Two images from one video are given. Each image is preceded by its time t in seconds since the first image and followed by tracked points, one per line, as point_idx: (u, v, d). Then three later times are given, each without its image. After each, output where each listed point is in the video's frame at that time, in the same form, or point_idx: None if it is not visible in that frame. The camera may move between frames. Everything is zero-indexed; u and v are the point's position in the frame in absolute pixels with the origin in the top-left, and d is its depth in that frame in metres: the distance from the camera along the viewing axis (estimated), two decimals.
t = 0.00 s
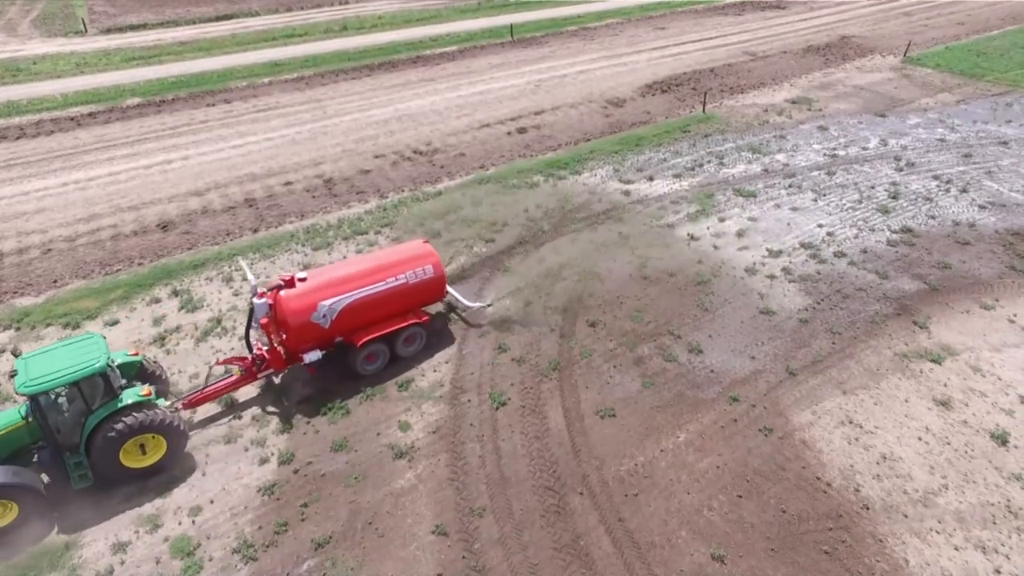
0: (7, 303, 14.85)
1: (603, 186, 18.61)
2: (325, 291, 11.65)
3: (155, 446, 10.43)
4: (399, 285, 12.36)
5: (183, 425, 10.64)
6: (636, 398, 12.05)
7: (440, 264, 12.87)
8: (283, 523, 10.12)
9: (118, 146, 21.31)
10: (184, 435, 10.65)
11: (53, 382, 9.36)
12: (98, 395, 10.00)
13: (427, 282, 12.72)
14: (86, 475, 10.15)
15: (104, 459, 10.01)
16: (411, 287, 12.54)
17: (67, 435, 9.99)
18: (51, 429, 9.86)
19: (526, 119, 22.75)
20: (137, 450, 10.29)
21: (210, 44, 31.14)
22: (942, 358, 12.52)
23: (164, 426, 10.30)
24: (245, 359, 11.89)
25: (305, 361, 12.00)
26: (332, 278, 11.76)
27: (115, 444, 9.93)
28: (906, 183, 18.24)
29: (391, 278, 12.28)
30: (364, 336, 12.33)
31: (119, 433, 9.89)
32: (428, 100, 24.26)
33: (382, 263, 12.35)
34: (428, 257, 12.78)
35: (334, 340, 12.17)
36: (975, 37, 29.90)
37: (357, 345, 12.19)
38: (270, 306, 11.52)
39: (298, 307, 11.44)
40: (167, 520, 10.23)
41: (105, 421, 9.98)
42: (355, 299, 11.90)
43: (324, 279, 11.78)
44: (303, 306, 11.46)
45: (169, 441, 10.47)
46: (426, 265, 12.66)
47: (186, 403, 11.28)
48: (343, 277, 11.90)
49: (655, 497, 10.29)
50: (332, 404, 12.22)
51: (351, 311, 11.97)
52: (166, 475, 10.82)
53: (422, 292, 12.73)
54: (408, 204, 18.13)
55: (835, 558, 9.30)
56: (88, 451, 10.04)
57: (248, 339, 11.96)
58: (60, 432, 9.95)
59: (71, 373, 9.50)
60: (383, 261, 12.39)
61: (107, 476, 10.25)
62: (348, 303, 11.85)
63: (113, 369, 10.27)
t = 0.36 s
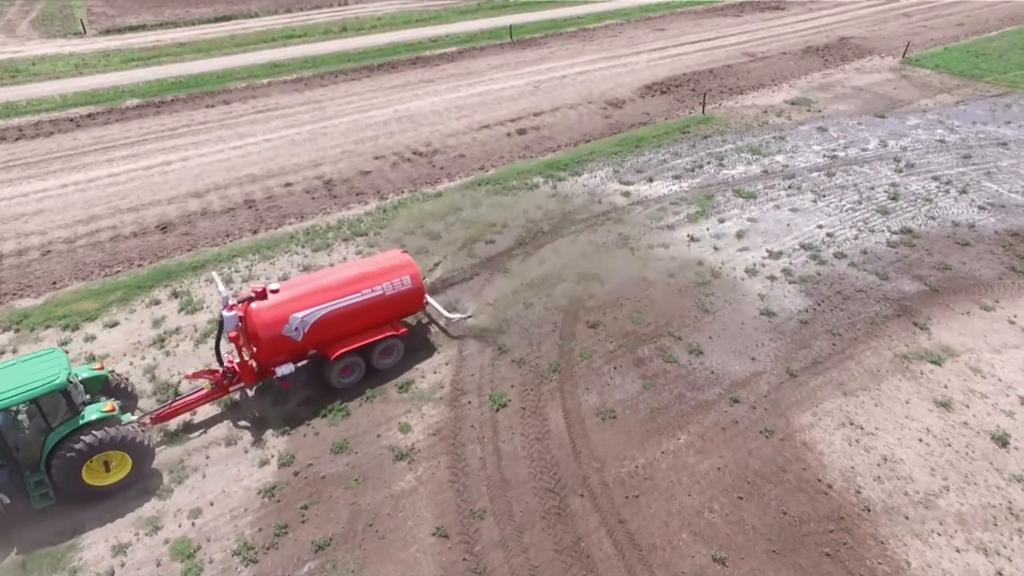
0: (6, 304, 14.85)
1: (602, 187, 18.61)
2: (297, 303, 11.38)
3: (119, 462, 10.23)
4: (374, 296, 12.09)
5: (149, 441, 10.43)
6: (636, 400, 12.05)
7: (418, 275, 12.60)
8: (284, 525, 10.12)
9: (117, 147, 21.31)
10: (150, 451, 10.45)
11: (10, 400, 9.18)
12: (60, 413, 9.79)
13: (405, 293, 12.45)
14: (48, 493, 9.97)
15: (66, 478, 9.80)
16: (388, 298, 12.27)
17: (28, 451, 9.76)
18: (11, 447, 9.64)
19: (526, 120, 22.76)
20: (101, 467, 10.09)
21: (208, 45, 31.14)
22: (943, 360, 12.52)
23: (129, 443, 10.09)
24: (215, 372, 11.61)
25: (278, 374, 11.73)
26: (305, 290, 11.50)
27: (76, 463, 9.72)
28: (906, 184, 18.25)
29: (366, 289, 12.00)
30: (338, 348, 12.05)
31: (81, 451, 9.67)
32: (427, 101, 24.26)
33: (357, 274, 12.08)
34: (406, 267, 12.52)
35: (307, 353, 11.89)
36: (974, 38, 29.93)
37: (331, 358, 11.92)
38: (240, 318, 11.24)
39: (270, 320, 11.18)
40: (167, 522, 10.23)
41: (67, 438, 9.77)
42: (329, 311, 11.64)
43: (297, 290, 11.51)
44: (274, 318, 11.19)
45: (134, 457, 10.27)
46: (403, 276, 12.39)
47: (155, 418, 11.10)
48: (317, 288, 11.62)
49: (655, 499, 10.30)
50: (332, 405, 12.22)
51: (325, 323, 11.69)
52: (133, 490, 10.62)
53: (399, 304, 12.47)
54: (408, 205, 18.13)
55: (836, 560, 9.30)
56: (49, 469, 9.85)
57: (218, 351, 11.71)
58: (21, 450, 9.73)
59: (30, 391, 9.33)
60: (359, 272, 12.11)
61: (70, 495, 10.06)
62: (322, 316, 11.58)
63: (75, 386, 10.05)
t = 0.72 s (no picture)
0: (25, 299, 15.04)
1: (616, 189, 18.55)
2: (282, 313, 11.24)
3: (99, 472, 10.07)
4: (362, 306, 11.91)
5: (128, 451, 10.27)
6: (648, 404, 12.01)
7: (408, 284, 12.40)
8: (295, 522, 10.18)
9: (134, 145, 21.50)
10: (130, 461, 10.27)
11: None
12: (37, 421, 9.67)
13: (393, 303, 12.26)
14: (25, 503, 9.81)
15: (43, 487, 9.64)
16: (376, 307, 12.09)
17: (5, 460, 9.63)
18: None
19: (539, 121, 22.73)
20: (80, 476, 9.94)
21: (225, 44, 31.36)
22: (961, 368, 12.38)
23: (108, 452, 9.94)
24: (200, 381, 11.44)
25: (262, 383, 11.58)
26: (290, 299, 11.37)
27: (53, 472, 9.56)
28: (924, 189, 18.06)
29: (354, 298, 11.83)
30: (324, 358, 11.90)
31: (58, 459, 9.53)
32: (441, 101, 24.29)
33: (345, 283, 11.92)
34: (396, 276, 12.32)
35: (293, 362, 11.75)
36: (994, 41, 29.55)
37: (317, 367, 11.75)
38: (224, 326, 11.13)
39: (253, 329, 11.05)
40: (180, 517, 10.32)
41: (44, 447, 9.63)
42: (314, 320, 11.48)
43: (282, 299, 11.38)
44: (258, 327, 11.06)
45: (113, 467, 10.10)
46: (392, 285, 12.20)
47: (137, 425, 10.90)
48: (303, 298, 11.48)
49: (667, 503, 10.25)
50: (344, 404, 12.26)
51: (310, 333, 11.53)
52: (115, 500, 10.48)
53: (388, 313, 12.28)
54: (421, 205, 18.16)
55: (849, 570, 9.23)
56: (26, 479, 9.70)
57: (202, 359, 11.56)
58: None
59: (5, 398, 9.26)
60: (347, 281, 11.95)
61: (48, 504, 9.88)
62: (307, 325, 11.43)
63: (54, 394, 9.96)
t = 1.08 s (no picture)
0: (53, 290, 15.32)
1: (638, 191, 18.43)
2: (274, 319, 11.05)
3: (86, 476, 9.98)
4: (356, 313, 11.68)
5: (116, 455, 10.18)
6: (668, 409, 11.92)
7: (404, 292, 12.14)
8: (312, 517, 10.25)
9: (162, 140, 21.80)
10: (118, 465, 10.18)
11: None
12: (24, 424, 9.55)
13: (389, 310, 12.01)
14: (11, 506, 9.71)
15: (29, 492, 9.54)
16: (370, 315, 11.86)
17: None
18: None
19: (562, 122, 22.67)
20: (66, 481, 9.84)
21: (252, 42, 31.68)
22: (990, 381, 12.13)
23: (95, 457, 9.86)
24: (190, 386, 11.34)
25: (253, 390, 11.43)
26: (283, 305, 11.16)
27: (39, 477, 9.46)
28: (954, 197, 17.72)
29: (348, 305, 11.60)
30: (316, 365, 11.71)
31: (44, 464, 9.44)
32: (464, 101, 24.32)
33: (339, 289, 11.70)
34: (392, 284, 12.07)
35: (285, 369, 11.57)
36: None
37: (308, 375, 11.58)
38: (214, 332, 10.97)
39: (243, 335, 10.86)
40: (199, 508, 10.44)
41: (30, 451, 9.53)
42: (307, 327, 11.27)
43: (274, 305, 11.18)
44: (249, 333, 10.88)
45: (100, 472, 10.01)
46: (388, 293, 11.95)
47: (126, 429, 10.84)
48: (296, 304, 11.27)
49: (685, 510, 10.16)
50: (363, 402, 12.31)
51: (302, 340, 11.33)
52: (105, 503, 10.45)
53: (383, 321, 12.04)
54: (442, 204, 18.20)
55: None
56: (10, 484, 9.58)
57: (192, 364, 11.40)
58: None
59: None
60: (342, 288, 11.73)
61: (34, 508, 9.79)
62: (299, 332, 11.22)
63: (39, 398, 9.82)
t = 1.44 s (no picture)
0: (82, 281, 15.59)
1: (662, 194, 18.27)
2: (266, 325, 10.96)
3: (74, 479, 9.99)
4: (350, 320, 11.56)
5: (105, 458, 10.18)
6: (689, 415, 11.79)
7: (400, 299, 12.00)
8: (330, 513, 10.31)
9: (190, 136, 22.08)
10: (106, 468, 10.18)
11: None
12: (11, 427, 9.59)
13: (384, 318, 11.88)
14: None
15: (16, 494, 9.57)
16: (365, 323, 11.73)
17: None
18: None
19: (586, 123, 22.56)
20: (54, 484, 9.86)
21: (280, 39, 31.98)
22: None
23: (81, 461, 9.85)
24: (181, 390, 11.23)
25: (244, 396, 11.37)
26: (275, 311, 11.09)
27: (26, 479, 9.50)
28: (988, 206, 17.33)
29: (342, 312, 11.49)
30: (309, 372, 11.61)
31: (30, 467, 9.46)
32: (488, 101, 24.31)
33: (334, 296, 11.59)
34: (388, 291, 11.93)
35: (277, 375, 11.49)
36: None
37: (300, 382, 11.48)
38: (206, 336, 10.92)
39: (234, 341, 10.79)
40: (220, 500, 10.57)
41: (18, 454, 9.60)
42: (299, 334, 11.18)
43: (267, 311, 11.10)
44: (240, 339, 10.81)
45: (89, 474, 10.00)
46: (383, 300, 11.82)
47: (116, 433, 10.76)
48: (289, 310, 11.19)
49: (704, 518, 10.06)
50: (383, 399, 12.34)
51: (294, 347, 11.24)
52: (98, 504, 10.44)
53: (378, 328, 11.91)
54: (464, 203, 18.21)
55: None
56: None
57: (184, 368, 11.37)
58: None
59: None
60: (337, 294, 11.62)
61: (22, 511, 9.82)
62: (291, 338, 11.14)
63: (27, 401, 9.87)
